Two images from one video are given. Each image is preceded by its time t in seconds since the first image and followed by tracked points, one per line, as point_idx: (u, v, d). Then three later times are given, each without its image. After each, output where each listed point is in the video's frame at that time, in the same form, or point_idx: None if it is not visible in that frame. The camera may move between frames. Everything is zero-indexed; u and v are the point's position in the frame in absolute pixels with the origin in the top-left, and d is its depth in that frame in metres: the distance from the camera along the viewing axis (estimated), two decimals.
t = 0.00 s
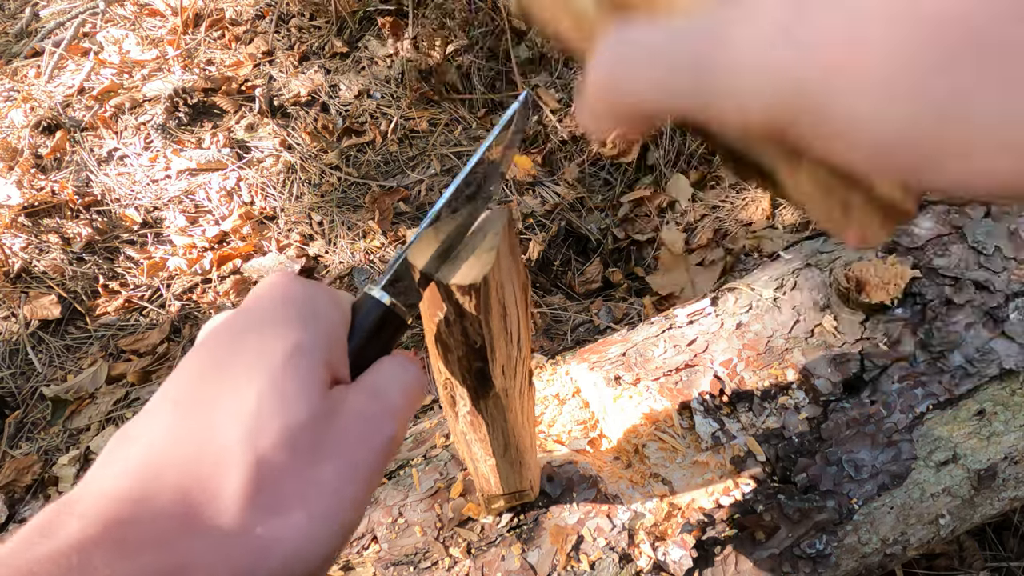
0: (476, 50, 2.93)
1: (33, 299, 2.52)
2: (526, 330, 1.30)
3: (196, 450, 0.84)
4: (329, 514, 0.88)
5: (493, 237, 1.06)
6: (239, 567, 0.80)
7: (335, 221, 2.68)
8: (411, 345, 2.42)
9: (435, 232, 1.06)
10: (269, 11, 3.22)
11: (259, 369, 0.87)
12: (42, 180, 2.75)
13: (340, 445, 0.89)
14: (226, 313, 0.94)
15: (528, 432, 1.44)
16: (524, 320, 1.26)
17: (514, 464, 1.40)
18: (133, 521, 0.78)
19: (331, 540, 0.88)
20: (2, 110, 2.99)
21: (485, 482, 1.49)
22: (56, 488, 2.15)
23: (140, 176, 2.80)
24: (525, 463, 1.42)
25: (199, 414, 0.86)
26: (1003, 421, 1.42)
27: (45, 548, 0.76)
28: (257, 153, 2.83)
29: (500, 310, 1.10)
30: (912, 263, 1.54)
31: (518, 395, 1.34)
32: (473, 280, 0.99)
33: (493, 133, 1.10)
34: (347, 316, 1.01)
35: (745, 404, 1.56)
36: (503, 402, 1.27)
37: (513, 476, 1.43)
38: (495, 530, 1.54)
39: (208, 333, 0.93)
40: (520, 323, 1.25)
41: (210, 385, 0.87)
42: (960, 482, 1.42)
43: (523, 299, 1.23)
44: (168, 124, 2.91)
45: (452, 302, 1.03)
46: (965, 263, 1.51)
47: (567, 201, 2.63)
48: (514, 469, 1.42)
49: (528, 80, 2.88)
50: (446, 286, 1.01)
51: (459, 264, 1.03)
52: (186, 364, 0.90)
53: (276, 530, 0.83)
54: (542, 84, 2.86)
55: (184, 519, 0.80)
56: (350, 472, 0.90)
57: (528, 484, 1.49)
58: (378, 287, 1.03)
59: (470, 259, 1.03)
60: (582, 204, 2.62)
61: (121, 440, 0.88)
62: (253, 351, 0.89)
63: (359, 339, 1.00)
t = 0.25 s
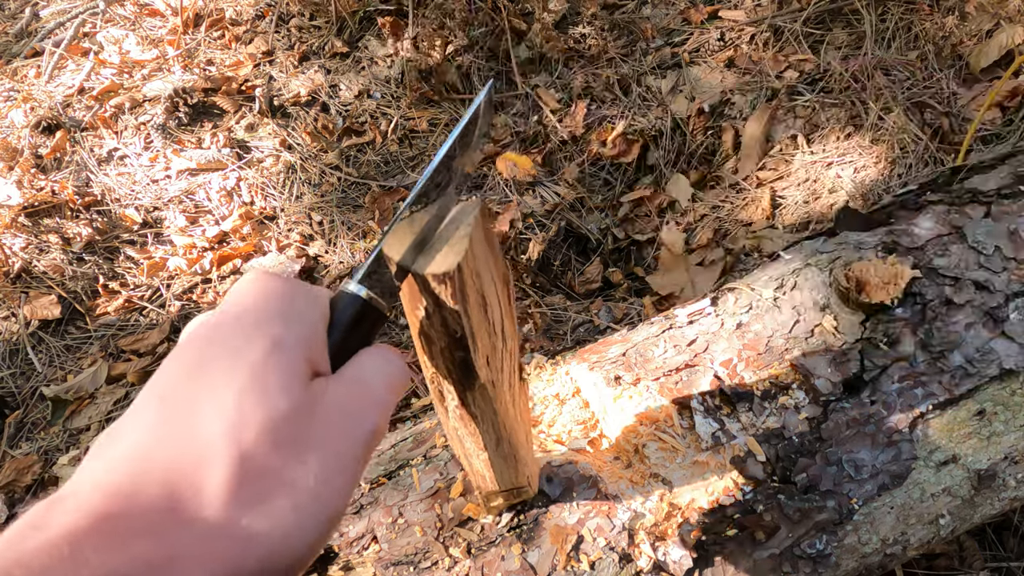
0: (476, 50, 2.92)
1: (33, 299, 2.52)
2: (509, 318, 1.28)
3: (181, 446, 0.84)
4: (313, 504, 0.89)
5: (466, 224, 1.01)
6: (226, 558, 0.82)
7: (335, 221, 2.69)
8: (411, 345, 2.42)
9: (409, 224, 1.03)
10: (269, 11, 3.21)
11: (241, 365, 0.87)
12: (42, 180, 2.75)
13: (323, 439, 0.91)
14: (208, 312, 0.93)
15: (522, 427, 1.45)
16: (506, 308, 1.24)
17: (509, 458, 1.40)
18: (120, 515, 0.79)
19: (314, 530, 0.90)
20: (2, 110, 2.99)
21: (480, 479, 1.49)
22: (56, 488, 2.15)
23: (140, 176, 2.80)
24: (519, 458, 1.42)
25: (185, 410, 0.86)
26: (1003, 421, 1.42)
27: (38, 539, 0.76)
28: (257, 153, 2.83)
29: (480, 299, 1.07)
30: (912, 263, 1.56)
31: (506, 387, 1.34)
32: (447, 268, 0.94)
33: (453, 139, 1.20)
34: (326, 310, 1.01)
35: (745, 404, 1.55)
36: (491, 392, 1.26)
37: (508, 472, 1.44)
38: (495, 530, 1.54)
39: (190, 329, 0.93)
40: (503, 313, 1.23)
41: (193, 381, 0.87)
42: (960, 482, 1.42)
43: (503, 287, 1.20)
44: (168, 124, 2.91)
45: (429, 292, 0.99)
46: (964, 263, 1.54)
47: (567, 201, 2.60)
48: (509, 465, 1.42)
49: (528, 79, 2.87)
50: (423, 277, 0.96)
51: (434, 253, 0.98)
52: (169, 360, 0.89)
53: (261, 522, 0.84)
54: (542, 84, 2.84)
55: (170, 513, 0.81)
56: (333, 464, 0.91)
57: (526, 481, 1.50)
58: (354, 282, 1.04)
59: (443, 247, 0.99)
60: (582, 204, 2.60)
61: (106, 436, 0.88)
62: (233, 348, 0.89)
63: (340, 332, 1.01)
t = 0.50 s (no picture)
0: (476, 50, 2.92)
1: (33, 299, 2.52)
2: (534, 332, 1.32)
3: (217, 441, 0.80)
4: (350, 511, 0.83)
5: (507, 237, 1.08)
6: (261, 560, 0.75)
7: (335, 221, 2.69)
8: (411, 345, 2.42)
9: (449, 231, 1.07)
10: (269, 11, 3.21)
11: (283, 361, 0.85)
12: (42, 180, 2.74)
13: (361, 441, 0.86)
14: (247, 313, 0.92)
15: (532, 431, 1.44)
16: (533, 321, 1.28)
17: (518, 463, 1.40)
18: (156, 508, 0.73)
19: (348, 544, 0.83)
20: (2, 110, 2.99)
21: (488, 482, 1.49)
22: (55, 488, 2.16)
23: (140, 176, 2.80)
24: (528, 462, 1.42)
25: (220, 404, 0.82)
26: (1003, 421, 1.42)
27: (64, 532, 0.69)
28: (257, 153, 2.83)
29: (513, 309, 1.12)
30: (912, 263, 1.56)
31: (524, 394, 1.36)
32: (490, 280, 1.00)
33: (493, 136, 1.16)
34: (364, 314, 0.99)
35: (745, 404, 1.55)
36: (511, 401, 1.28)
37: (518, 476, 1.43)
38: (495, 530, 1.54)
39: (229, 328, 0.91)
40: (529, 324, 1.27)
41: (232, 377, 0.85)
42: (960, 482, 1.42)
43: (533, 300, 1.25)
44: (168, 124, 2.91)
45: (467, 301, 1.05)
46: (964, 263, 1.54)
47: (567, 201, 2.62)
48: (519, 469, 1.41)
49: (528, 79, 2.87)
50: (462, 285, 1.02)
51: (474, 263, 1.04)
52: (207, 357, 0.87)
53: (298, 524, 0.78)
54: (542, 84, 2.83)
55: (206, 508, 0.75)
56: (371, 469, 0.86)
57: (531, 485, 1.50)
58: (395, 286, 1.03)
59: (485, 259, 1.05)
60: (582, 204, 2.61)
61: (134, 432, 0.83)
62: (275, 347, 0.87)
63: (377, 336, 1.00)
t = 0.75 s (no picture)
0: (476, 50, 2.91)
1: (33, 299, 2.52)
2: (531, 331, 1.29)
3: (219, 475, 0.84)
4: (350, 530, 0.89)
5: (501, 241, 1.05)
6: None
7: (335, 221, 2.69)
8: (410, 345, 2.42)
9: (445, 237, 1.06)
10: (269, 11, 3.21)
11: (279, 392, 0.85)
12: (42, 180, 2.75)
13: (357, 467, 0.90)
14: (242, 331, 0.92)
15: (531, 432, 1.44)
16: (530, 321, 1.25)
17: (518, 465, 1.40)
18: (166, 542, 0.82)
19: (351, 559, 0.91)
20: (2, 110, 2.99)
21: (488, 483, 1.49)
22: (56, 488, 2.14)
23: (140, 176, 2.80)
24: (528, 463, 1.42)
25: (221, 436, 0.85)
26: (1003, 421, 1.42)
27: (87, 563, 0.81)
28: (257, 153, 2.83)
29: (510, 313, 1.08)
30: (912, 263, 1.56)
31: (522, 396, 1.34)
32: (483, 284, 0.97)
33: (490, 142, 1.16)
34: (360, 329, 1.00)
35: (745, 404, 1.55)
36: (509, 404, 1.26)
37: (517, 477, 1.43)
38: (495, 530, 1.54)
39: (226, 350, 0.91)
40: (525, 326, 1.24)
41: (230, 407, 0.86)
42: (960, 482, 1.42)
43: (529, 300, 1.22)
44: (168, 124, 2.91)
45: (461, 306, 1.01)
46: (965, 263, 1.53)
47: (568, 201, 2.61)
48: (519, 471, 1.42)
49: (528, 80, 2.87)
50: (457, 291, 0.99)
51: (469, 268, 1.01)
52: (207, 383, 0.89)
53: (299, 548, 0.85)
54: (542, 84, 2.83)
55: (212, 540, 0.83)
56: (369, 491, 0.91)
57: (531, 485, 1.50)
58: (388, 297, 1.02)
59: (479, 264, 1.02)
60: (582, 204, 2.61)
61: (145, 460, 0.88)
62: (269, 373, 0.86)
63: (373, 349, 1.00)
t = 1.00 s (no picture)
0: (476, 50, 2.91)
1: (33, 299, 2.52)
2: (522, 325, 1.30)
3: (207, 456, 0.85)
4: (336, 514, 0.89)
5: (488, 234, 1.06)
6: (252, 565, 0.82)
7: (335, 221, 2.69)
8: (411, 345, 2.42)
9: (431, 230, 1.07)
10: (269, 11, 3.21)
11: (268, 374, 0.89)
12: (42, 180, 2.74)
13: (345, 450, 0.91)
14: (233, 321, 0.95)
15: (527, 429, 1.45)
16: (519, 315, 1.26)
17: (516, 462, 1.40)
18: (153, 522, 0.79)
19: (338, 543, 0.90)
20: (2, 110, 2.99)
21: (486, 482, 1.48)
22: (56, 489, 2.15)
23: (140, 176, 2.80)
24: (525, 461, 1.42)
25: (209, 419, 0.87)
26: (1003, 421, 1.41)
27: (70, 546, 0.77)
28: (257, 153, 2.83)
29: (498, 306, 1.10)
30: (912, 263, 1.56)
31: (515, 391, 1.34)
32: (469, 276, 0.98)
33: (478, 137, 1.17)
34: (347, 318, 1.02)
35: (745, 404, 1.55)
36: (502, 398, 1.26)
37: (514, 476, 1.43)
38: (495, 530, 1.54)
39: (216, 339, 0.94)
40: (515, 319, 1.24)
41: (219, 390, 0.89)
42: (960, 482, 1.42)
43: (518, 294, 1.23)
44: (169, 124, 2.91)
45: (449, 298, 1.02)
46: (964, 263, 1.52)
47: (567, 201, 2.63)
48: (516, 468, 1.42)
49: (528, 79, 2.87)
50: (444, 283, 1.00)
51: (456, 261, 1.02)
52: (196, 369, 0.91)
53: (286, 531, 0.85)
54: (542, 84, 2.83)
55: (199, 520, 0.81)
56: (355, 476, 0.91)
57: (530, 484, 1.50)
58: (375, 290, 1.05)
59: (465, 256, 1.03)
60: (582, 204, 2.62)
61: (132, 445, 0.89)
62: (259, 358, 0.90)
63: (361, 339, 1.02)
